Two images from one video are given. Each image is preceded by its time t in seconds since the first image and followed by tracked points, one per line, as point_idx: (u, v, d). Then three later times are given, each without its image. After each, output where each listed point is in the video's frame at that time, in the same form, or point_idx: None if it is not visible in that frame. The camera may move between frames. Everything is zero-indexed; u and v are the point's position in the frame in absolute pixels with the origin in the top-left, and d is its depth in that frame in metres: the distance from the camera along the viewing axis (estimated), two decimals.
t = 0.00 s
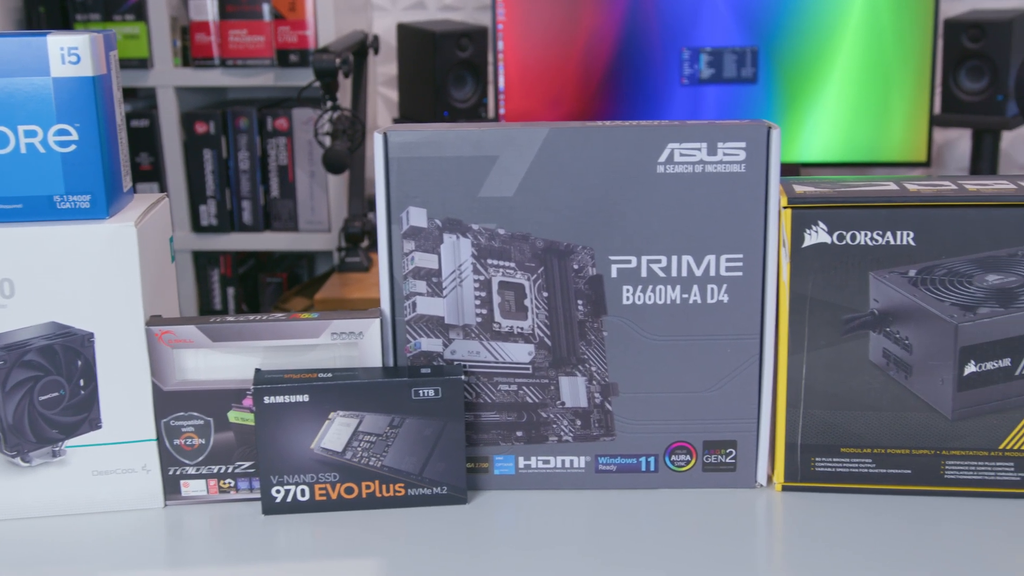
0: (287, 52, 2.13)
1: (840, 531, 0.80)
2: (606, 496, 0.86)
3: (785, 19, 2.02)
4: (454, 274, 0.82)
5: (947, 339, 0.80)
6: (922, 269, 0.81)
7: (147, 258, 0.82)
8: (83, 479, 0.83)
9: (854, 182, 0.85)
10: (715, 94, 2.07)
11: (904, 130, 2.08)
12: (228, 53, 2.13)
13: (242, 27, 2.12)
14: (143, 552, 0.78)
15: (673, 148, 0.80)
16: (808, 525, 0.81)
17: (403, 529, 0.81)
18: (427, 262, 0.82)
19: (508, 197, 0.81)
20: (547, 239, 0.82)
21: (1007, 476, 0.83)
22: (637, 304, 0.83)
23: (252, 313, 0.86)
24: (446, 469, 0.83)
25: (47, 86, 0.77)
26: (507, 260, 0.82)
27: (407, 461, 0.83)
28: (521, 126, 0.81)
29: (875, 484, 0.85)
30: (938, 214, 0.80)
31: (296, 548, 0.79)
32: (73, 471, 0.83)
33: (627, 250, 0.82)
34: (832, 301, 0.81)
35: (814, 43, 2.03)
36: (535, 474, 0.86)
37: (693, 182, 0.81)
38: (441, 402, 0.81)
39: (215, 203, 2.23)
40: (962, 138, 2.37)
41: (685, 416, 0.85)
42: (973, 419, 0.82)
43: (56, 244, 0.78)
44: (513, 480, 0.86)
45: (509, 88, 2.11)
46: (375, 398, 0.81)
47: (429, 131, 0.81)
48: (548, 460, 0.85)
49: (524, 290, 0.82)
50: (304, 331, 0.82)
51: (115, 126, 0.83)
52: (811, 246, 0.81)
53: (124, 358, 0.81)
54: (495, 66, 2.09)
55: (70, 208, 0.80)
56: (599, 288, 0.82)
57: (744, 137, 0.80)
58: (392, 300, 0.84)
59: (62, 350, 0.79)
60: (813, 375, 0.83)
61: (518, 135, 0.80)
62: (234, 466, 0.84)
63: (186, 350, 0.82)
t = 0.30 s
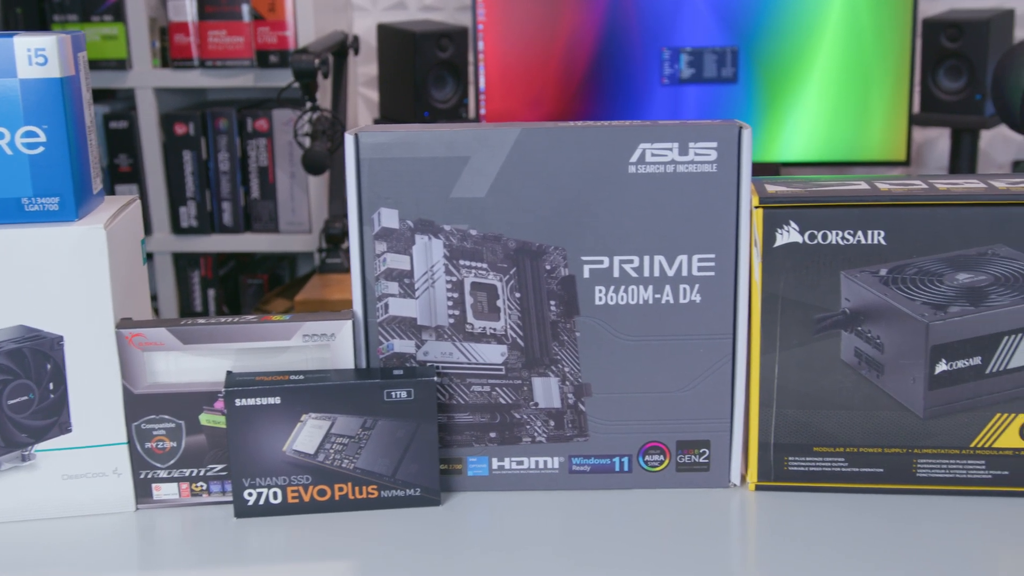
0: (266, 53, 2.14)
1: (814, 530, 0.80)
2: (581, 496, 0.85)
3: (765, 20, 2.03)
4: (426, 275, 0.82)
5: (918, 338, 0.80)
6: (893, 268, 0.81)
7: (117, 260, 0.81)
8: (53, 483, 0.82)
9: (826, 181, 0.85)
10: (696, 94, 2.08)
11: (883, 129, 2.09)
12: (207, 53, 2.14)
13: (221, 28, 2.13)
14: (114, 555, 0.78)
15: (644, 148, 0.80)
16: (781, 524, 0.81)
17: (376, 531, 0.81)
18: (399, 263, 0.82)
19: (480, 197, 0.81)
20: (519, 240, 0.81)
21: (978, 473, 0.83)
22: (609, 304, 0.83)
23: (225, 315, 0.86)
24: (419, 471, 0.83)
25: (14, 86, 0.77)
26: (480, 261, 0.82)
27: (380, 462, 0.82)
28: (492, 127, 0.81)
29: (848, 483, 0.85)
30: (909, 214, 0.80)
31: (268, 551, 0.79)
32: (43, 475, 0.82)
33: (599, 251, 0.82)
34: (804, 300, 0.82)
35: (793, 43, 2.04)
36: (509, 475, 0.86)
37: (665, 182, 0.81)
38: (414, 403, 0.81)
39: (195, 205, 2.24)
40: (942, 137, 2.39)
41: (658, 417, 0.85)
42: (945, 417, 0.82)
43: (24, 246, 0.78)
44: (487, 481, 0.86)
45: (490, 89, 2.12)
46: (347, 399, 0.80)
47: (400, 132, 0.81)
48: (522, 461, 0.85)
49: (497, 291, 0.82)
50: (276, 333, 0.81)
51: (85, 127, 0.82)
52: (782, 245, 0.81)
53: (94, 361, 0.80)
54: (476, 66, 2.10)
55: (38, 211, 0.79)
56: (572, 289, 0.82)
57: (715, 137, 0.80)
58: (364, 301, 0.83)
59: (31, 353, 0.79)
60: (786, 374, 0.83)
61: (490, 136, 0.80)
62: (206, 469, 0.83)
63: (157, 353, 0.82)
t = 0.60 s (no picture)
0: (245, 52, 2.20)
1: (787, 525, 0.81)
2: (555, 495, 0.85)
3: (742, 21, 2.12)
4: (397, 274, 0.82)
5: (889, 334, 0.80)
6: (864, 265, 0.81)
7: (84, 260, 0.81)
8: (22, 486, 0.82)
9: (798, 178, 0.85)
10: (675, 92, 2.17)
11: (859, 131, 2.20)
12: (185, 53, 2.19)
13: (199, 27, 2.18)
14: (83, 557, 0.77)
15: (615, 146, 0.80)
16: (754, 522, 0.81)
17: (348, 532, 0.81)
18: (370, 262, 0.82)
19: (451, 195, 0.81)
20: (490, 238, 0.81)
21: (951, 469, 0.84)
22: (581, 302, 0.82)
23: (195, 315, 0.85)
24: (391, 471, 0.82)
25: None
26: (451, 259, 0.81)
27: (352, 462, 0.82)
28: (463, 125, 0.80)
29: (821, 481, 0.85)
30: (880, 210, 0.80)
31: (239, 552, 0.78)
32: (12, 478, 0.81)
33: (570, 249, 0.82)
34: (776, 297, 0.81)
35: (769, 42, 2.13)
36: (481, 475, 0.86)
37: (636, 180, 0.81)
38: (385, 403, 0.81)
39: (174, 205, 2.30)
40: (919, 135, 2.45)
41: (631, 415, 0.85)
42: (917, 413, 0.82)
43: None
44: (460, 480, 0.86)
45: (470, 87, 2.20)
46: (317, 399, 0.80)
47: (371, 131, 0.80)
48: (495, 460, 0.85)
49: (468, 290, 0.82)
50: (246, 333, 0.81)
51: (51, 125, 0.82)
52: (754, 243, 0.81)
53: (62, 362, 0.80)
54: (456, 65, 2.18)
55: (4, 211, 0.78)
56: (543, 287, 0.82)
57: (686, 135, 0.80)
58: (336, 301, 0.83)
59: None
60: (758, 372, 0.83)
61: (460, 134, 0.80)
62: (176, 471, 0.83)
63: (126, 353, 0.81)
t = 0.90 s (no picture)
0: (225, 52, 2.22)
1: (761, 523, 0.81)
2: (529, 495, 0.85)
3: (724, 21, 2.15)
4: (370, 274, 0.81)
5: (861, 331, 0.80)
6: (836, 263, 0.81)
7: (55, 261, 0.80)
8: None
9: (771, 177, 0.86)
10: (657, 91, 2.20)
11: (841, 129, 2.22)
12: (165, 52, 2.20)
13: (179, 27, 2.18)
14: (53, 558, 0.77)
15: (587, 145, 0.80)
16: (728, 520, 0.81)
17: (321, 532, 0.80)
18: (343, 262, 0.81)
19: (424, 195, 0.80)
20: (463, 238, 0.81)
21: (923, 466, 0.84)
22: (554, 302, 0.82)
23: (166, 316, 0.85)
24: (364, 471, 0.82)
25: None
26: (423, 259, 0.81)
27: (324, 463, 0.82)
28: (435, 125, 0.80)
29: (794, 479, 0.85)
30: (853, 209, 0.80)
31: (212, 553, 0.78)
32: None
33: (543, 247, 0.81)
34: (748, 296, 0.82)
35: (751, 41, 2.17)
36: (456, 474, 0.85)
37: (609, 179, 0.81)
38: (358, 403, 0.80)
39: (154, 206, 2.31)
40: (900, 134, 2.48)
41: (606, 414, 0.85)
42: (890, 411, 0.83)
43: None
44: (434, 480, 0.86)
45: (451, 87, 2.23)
46: (290, 400, 0.79)
47: (343, 130, 0.80)
48: (469, 459, 0.85)
49: (441, 289, 0.81)
50: (217, 333, 0.81)
51: (19, 123, 0.82)
52: (726, 241, 0.81)
53: (32, 364, 0.79)
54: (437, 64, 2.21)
55: None
56: (516, 287, 0.82)
57: (658, 134, 0.80)
58: (308, 301, 0.83)
59: None
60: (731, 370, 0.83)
61: (432, 133, 0.80)
62: (148, 472, 0.83)
63: (97, 354, 0.80)
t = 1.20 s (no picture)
0: (204, 53, 2.25)
1: (732, 522, 0.81)
2: (501, 496, 0.85)
3: (703, 22, 2.20)
4: (340, 276, 0.81)
5: (831, 332, 0.80)
6: (806, 263, 0.81)
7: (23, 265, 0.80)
8: None
9: (741, 177, 0.86)
10: (637, 92, 2.24)
11: (821, 128, 2.26)
12: (145, 53, 2.24)
13: (158, 28, 2.23)
14: (23, 562, 0.76)
15: (558, 146, 0.80)
16: (699, 520, 0.82)
17: (292, 535, 0.80)
18: (314, 264, 0.81)
19: (394, 196, 0.80)
20: (434, 240, 0.81)
21: (893, 466, 0.84)
22: (525, 303, 0.83)
23: (136, 317, 0.84)
24: (335, 473, 0.82)
25: None
26: (394, 260, 0.81)
27: (296, 465, 0.82)
28: (406, 126, 0.80)
29: (766, 478, 0.85)
30: (822, 209, 0.80)
31: (182, 556, 0.77)
32: None
33: (514, 249, 0.82)
34: (718, 296, 0.82)
35: (730, 40, 2.21)
36: (428, 476, 0.86)
37: (579, 180, 0.81)
38: (329, 405, 0.80)
39: (134, 207, 2.35)
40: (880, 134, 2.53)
41: (579, 414, 0.85)
42: (860, 410, 0.83)
43: None
44: (406, 482, 0.86)
45: (432, 90, 2.27)
46: (260, 402, 0.79)
47: (314, 132, 0.80)
48: (441, 461, 0.85)
49: (412, 291, 0.81)
50: (187, 336, 0.80)
51: None
52: (696, 242, 0.81)
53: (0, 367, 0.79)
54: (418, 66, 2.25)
55: None
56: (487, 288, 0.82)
57: (628, 135, 0.81)
58: (279, 303, 0.83)
59: None
60: (702, 370, 0.83)
61: (403, 135, 0.80)
62: (119, 475, 0.82)
63: (67, 358, 0.80)
